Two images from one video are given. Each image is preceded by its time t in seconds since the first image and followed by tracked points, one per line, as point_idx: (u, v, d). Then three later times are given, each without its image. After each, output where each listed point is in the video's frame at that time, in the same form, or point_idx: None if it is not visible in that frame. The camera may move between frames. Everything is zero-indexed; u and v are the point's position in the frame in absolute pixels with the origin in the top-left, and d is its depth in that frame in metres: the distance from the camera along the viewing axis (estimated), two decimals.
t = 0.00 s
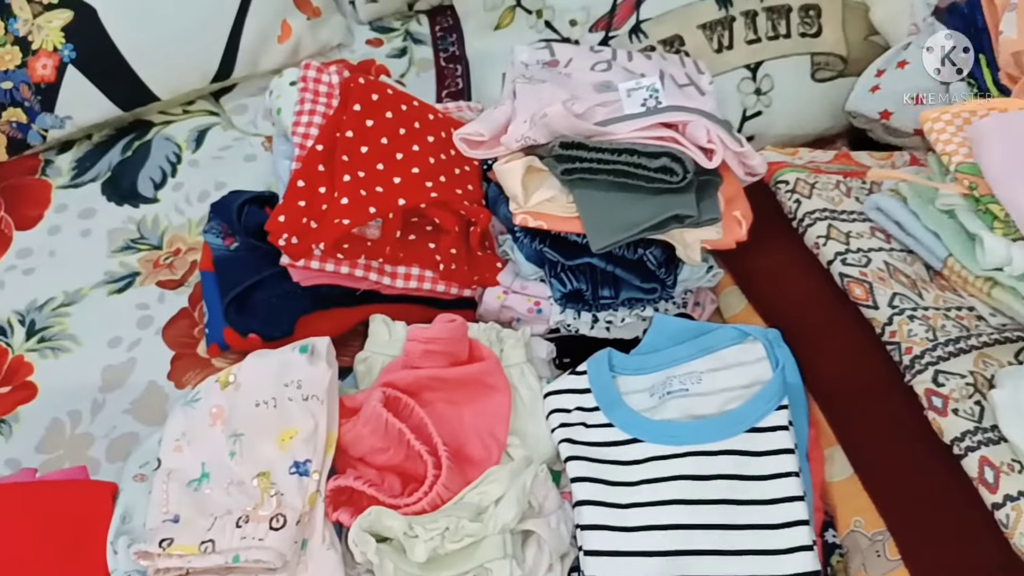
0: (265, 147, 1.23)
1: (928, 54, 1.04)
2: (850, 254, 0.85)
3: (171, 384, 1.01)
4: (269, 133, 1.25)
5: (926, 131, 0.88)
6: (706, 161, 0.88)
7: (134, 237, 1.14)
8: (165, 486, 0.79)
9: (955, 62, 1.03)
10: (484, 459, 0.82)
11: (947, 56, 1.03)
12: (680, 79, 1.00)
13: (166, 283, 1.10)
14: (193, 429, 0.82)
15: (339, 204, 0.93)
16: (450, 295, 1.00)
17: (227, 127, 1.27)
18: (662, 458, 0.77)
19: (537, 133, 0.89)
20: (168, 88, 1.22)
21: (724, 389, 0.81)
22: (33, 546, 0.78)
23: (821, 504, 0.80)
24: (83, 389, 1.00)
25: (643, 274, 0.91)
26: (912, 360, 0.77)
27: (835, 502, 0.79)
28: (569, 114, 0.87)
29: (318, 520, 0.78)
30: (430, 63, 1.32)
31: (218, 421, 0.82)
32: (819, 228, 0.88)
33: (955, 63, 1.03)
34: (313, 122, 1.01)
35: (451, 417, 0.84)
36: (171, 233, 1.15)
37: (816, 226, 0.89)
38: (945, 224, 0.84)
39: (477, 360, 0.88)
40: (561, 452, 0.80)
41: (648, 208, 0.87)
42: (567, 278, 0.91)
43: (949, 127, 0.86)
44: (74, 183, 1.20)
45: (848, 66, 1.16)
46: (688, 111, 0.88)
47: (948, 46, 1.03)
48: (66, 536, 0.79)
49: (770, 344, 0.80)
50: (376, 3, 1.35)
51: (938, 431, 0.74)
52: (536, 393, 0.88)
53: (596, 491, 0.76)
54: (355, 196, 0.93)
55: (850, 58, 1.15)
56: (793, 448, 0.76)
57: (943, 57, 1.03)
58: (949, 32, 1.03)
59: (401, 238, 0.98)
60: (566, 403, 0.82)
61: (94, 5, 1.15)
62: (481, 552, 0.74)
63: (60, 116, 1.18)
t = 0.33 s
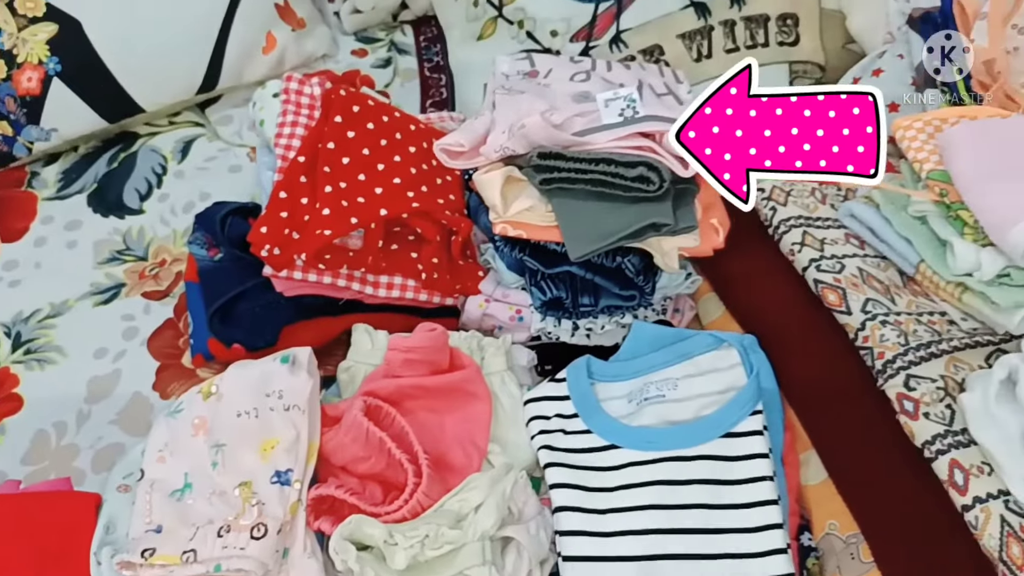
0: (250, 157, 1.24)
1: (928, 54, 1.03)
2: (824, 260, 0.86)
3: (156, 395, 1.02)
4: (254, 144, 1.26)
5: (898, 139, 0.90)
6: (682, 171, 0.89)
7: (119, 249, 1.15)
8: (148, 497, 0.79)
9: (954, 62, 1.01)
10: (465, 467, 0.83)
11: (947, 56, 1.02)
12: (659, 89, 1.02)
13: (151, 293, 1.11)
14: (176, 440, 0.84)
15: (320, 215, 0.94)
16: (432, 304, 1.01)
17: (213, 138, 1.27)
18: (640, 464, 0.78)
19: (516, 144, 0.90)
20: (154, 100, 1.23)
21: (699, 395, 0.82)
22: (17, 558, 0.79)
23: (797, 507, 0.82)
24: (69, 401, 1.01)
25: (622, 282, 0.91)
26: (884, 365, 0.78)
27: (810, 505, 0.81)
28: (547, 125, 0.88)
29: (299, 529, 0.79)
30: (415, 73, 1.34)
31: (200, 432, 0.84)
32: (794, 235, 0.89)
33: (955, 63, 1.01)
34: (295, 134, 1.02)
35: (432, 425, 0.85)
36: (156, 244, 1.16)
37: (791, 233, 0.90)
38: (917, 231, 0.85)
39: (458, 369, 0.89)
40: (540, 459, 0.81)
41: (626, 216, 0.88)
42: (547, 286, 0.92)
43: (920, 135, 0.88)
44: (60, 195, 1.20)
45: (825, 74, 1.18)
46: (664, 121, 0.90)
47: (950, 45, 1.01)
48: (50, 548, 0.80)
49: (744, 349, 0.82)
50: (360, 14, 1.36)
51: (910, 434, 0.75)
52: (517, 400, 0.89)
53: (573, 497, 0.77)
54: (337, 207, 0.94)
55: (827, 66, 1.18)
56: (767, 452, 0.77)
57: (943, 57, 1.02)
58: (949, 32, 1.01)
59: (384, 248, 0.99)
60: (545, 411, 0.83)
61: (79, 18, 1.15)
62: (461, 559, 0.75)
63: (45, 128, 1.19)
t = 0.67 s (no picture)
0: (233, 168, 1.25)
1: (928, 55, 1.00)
2: (798, 269, 0.87)
3: (140, 406, 1.02)
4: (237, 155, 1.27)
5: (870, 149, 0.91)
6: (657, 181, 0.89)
7: (104, 261, 1.15)
8: (129, 510, 0.80)
9: (954, 61, 0.97)
10: (443, 477, 0.84)
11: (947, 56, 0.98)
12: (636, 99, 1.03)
13: (135, 305, 1.11)
14: (156, 453, 0.84)
15: (300, 228, 0.95)
16: (412, 314, 1.02)
17: (196, 149, 1.28)
18: (615, 473, 0.79)
19: (491, 156, 0.91)
20: (138, 112, 1.24)
21: (672, 405, 0.83)
22: None
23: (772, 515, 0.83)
24: (53, 413, 1.02)
25: (598, 292, 0.92)
26: (855, 373, 0.79)
27: (784, 512, 0.81)
28: (523, 137, 0.89)
29: (278, 541, 0.80)
30: (398, 83, 1.34)
31: (180, 444, 0.84)
32: (768, 245, 0.90)
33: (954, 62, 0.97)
34: (275, 146, 1.03)
35: (411, 436, 0.86)
36: (141, 255, 1.16)
37: (766, 242, 0.91)
38: (889, 240, 0.85)
39: (436, 380, 0.90)
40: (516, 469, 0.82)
41: (601, 227, 0.89)
42: (525, 296, 0.93)
43: (892, 145, 0.89)
44: (45, 207, 1.21)
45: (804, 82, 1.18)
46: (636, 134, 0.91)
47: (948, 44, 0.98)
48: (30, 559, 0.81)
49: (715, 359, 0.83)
50: (343, 23, 1.37)
51: (880, 442, 0.76)
52: (495, 410, 0.90)
53: (548, 506, 0.78)
54: (316, 219, 0.95)
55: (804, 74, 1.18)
56: (739, 460, 0.78)
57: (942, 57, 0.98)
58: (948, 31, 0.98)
59: (363, 259, 1.00)
60: (521, 421, 0.84)
61: (61, 30, 1.17)
62: (438, 569, 0.76)
63: (29, 140, 1.20)
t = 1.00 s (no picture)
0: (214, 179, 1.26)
1: (927, 55, 0.98)
2: (772, 282, 0.88)
3: (121, 421, 1.03)
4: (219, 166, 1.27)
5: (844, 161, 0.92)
6: (632, 195, 0.90)
7: (85, 274, 1.15)
8: (108, 527, 0.80)
9: (955, 61, 0.97)
10: (420, 492, 0.84)
11: (945, 56, 0.97)
12: (614, 110, 1.03)
13: (117, 319, 1.12)
14: (135, 470, 0.84)
15: (277, 242, 0.95)
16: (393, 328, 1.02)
17: (178, 160, 1.28)
18: (590, 487, 0.80)
19: (468, 170, 0.91)
20: (119, 124, 1.24)
21: (647, 419, 0.84)
22: None
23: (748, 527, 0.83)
24: (34, 428, 1.02)
25: (575, 305, 0.93)
26: (828, 386, 0.80)
27: (760, 524, 0.82)
28: (498, 151, 0.89)
29: (255, 558, 0.80)
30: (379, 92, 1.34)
31: (158, 462, 0.84)
32: (744, 257, 0.91)
33: (955, 62, 0.97)
34: (253, 161, 1.04)
35: (389, 451, 0.86)
36: (122, 268, 1.16)
37: (741, 254, 0.91)
38: (862, 251, 0.86)
39: (414, 395, 0.90)
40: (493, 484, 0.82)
41: (577, 241, 0.89)
42: (502, 310, 0.93)
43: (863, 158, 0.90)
44: (26, 221, 1.21)
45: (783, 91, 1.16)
46: (616, 145, 0.90)
47: (948, 44, 0.98)
48: None
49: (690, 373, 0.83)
50: (324, 33, 1.37)
51: (852, 455, 0.77)
52: (473, 424, 0.90)
53: (524, 521, 0.79)
54: (293, 234, 0.95)
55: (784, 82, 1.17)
56: (713, 474, 0.78)
57: (943, 56, 0.97)
58: (948, 31, 0.98)
59: (342, 273, 1.00)
60: (499, 435, 0.84)
61: (41, 43, 1.16)
62: None
63: (10, 154, 1.20)
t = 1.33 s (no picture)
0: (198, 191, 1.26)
1: (926, 55, 0.97)
2: (748, 295, 0.88)
3: (103, 435, 1.03)
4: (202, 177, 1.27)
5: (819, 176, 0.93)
6: (609, 210, 0.91)
7: (68, 287, 1.16)
8: (88, 545, 0.80)
9: (955, 62, 0.96)
10: (398, 507, 0.85)
11: (945, 56, 0.97)
12: (593, 122, 1.03)
13: (100, 332, 1.12)
14: (115, 486, 0.84)
15: (256, 258, 0.96)
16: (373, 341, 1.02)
17: (161, 171, 1.28)
18: (566, 503, 0.80)
19: (445, 186, 0.91)
20: (101, 135, 1.24)
21: (621, 434, 0.85)
22: None
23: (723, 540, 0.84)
24: (17, 443, 1.02)
25: (553, 319, 0.93)
26: (801, 401, 0.80)
27: (734, 537, 0.83)
28: (474, 166, 0.89)
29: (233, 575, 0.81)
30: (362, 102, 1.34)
31: (138, 478, 0.85)
32: (720, 270, 0.91)
33: (955, 63, 0.96)
34: (232, 175, 1.04)
35: (367, 467, 0.87)
36: (105, 281, 1.17)
37: (717, 268, 0.92)
38: (838, 265, 0.86)
39: (392, 410, 0.90)
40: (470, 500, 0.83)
41: (553, 256, 0.90)
42: (480, 324, 0.94)
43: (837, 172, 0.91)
44: (9, 233, 1.21)
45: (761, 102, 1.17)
46: (593, 159, 0.91)
47: (948, 45, 0.97)
48: None
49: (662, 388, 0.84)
50: (307, 42, 1.36)
51: (824, 469, 0.77)
52: (450, 439, 0.90)
53: (499, 537, 0.79)
54: (272, 250, 0.96)
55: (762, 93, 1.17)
56: (687, 489, 0.79)
57: (943, 56, 0.97)
58: (949, 32, 0.97)
59: (321, 287, 1.01)
60: (476, 450, 0.85)
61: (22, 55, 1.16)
62: None
63: None
